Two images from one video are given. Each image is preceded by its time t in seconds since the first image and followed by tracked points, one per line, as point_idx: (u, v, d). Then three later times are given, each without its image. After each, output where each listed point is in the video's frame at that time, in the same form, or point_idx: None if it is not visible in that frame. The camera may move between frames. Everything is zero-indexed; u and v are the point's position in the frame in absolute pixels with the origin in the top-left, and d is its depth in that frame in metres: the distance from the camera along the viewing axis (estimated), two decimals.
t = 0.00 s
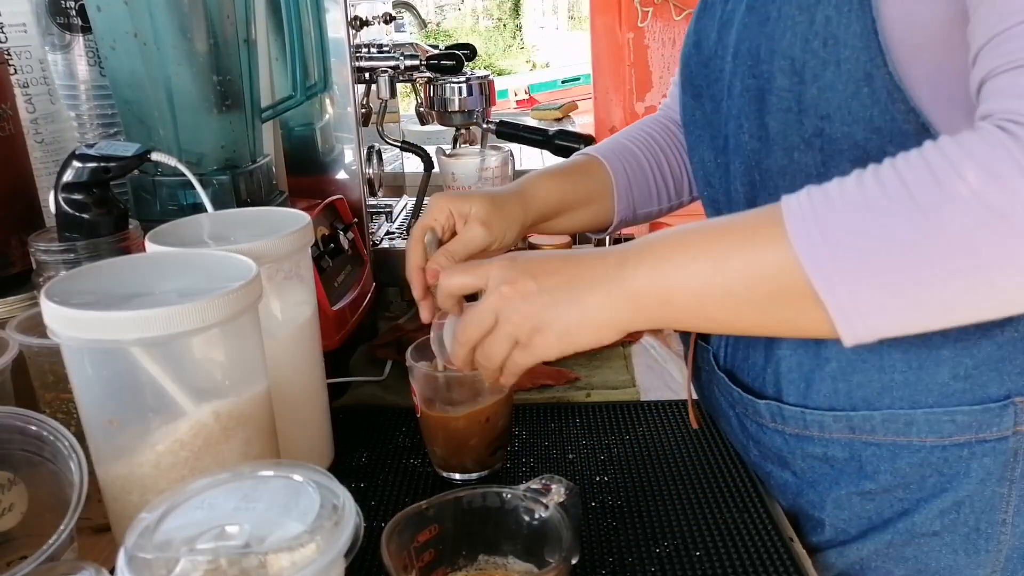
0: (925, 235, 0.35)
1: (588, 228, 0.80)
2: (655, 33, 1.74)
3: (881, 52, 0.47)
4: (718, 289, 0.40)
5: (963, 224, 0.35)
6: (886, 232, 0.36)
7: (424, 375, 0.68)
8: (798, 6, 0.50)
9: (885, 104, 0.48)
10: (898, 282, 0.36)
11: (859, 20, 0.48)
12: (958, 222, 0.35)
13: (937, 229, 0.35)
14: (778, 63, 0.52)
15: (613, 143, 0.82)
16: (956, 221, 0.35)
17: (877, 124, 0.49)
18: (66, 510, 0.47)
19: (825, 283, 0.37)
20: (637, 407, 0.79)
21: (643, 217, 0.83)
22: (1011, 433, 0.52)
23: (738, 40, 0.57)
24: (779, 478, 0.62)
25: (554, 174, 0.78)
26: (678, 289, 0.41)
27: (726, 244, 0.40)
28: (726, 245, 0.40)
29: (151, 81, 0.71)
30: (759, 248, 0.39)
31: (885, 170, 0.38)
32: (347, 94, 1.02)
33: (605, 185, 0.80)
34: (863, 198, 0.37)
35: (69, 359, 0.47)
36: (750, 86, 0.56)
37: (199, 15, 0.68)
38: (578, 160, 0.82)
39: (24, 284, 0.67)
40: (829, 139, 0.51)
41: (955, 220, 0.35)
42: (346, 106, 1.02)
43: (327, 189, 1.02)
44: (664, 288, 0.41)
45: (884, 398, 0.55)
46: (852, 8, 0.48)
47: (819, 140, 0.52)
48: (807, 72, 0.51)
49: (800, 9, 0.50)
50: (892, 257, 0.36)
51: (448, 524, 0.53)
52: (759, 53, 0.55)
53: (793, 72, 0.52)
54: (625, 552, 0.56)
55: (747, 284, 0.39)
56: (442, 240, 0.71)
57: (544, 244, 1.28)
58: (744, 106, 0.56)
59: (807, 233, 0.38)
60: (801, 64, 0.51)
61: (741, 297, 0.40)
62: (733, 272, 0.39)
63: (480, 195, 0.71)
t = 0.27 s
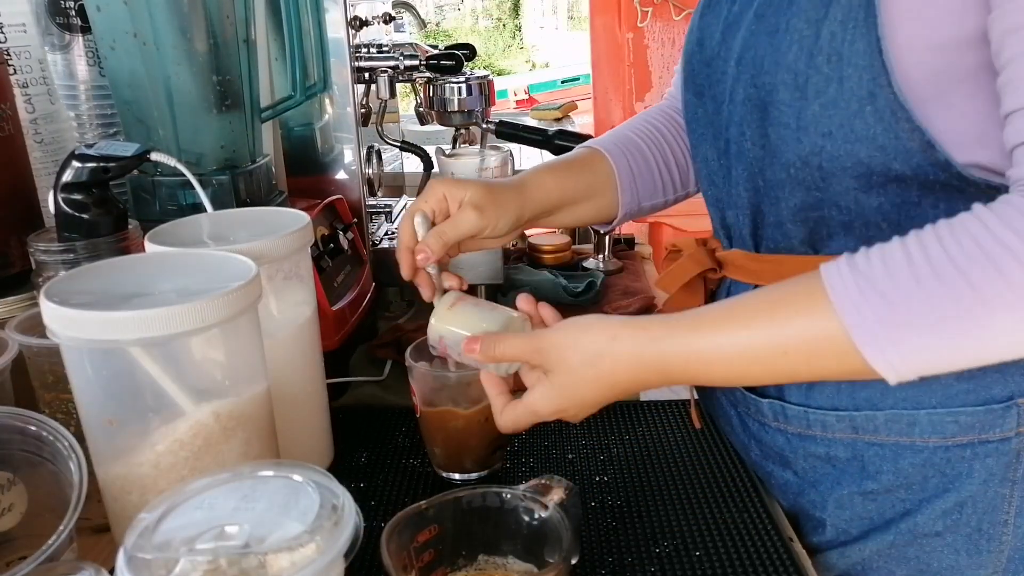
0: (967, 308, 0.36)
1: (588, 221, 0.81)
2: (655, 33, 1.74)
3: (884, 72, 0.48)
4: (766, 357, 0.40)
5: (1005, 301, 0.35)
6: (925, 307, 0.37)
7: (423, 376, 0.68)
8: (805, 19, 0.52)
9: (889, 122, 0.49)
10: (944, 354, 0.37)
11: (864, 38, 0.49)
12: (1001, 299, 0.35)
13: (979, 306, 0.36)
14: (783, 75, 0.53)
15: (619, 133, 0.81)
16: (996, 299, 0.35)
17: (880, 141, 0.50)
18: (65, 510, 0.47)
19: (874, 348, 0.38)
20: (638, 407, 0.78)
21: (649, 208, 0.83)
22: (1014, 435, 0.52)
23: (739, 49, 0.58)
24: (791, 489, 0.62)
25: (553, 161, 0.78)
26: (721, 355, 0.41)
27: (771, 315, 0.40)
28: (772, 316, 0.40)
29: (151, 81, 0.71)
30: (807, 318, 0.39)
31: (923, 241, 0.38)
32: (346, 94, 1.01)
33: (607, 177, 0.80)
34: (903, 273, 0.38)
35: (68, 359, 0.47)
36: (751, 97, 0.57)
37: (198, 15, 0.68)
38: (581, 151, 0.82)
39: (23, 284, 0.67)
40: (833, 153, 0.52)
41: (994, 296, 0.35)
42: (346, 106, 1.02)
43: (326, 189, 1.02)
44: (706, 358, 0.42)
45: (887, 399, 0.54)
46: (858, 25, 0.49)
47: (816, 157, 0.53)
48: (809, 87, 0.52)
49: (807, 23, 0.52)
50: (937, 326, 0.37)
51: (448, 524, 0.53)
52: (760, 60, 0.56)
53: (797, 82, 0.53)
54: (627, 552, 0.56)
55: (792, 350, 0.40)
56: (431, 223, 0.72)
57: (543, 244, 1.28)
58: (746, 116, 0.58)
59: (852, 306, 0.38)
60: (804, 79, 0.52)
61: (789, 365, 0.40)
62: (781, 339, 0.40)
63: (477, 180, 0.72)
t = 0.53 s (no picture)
0: (899, 323, 0.38)
1: (601, 225, 0.82)
2: (655, 33, 1.73)
3: (884, 94, 0.47)
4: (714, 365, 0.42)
5: (937, 316, 0.38)
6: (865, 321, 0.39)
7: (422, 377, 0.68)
8: (810, 34, 0.51)
9: (887, 146, 0.49)
10: (870, 368, 0.39)
11: (868, 57, 0.48)
12: (933, 316, 0.38)
13: (912, 322, 0.38)
14: (784, 88, 0.53)
15: (635, 139, 0.83)
16: (925, 313, 0.38)
17: (877, 163, 0.50)
18: (65, 510, 0.47)
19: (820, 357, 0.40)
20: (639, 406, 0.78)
21: (669, 209, 0.84)
22: (1010, 441, 0.52)
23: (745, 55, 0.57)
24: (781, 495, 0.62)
25: (563, 170, 0.78)
26: (669, 363, 0.43)
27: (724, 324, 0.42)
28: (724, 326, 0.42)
29: (150, 81, 0.71)
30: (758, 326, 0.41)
31: (857, 262, 0.41)
32: (346, 94, 1.02)
33: (621, 176, 0.81)
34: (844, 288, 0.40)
35: (68, 359, 0.47)
36: (750, 105, 0.57)
37: (198, 16, 0.68)
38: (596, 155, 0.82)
39: (23, 283, 0.67)
40: (831, 170, 0.52)
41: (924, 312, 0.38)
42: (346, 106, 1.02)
43: (326, 189, 1.02)
44: (647, 369, 0.44)
45: (883, 404, 0.55)
46: (863, 44, 0.48)
47: (811, 173, 0.54)
48: (809, 102, 0.52)
49: (812, 37, 0.51)
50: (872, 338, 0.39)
51: (448, 524, 0.53)
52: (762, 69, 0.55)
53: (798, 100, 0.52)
54: (626, 552, 0.56)
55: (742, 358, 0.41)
56: (443, 235, 0.73)
57: (543, 244, 1.28)
58: (744, 125, 0.59)
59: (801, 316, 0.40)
60: (805, 94, 0.52)
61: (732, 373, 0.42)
62: (730, 350, 0.41)
63: (484, 190, 0.73)
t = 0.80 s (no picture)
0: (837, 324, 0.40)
1: (620, 221, 0.84)
2: (655, 34, 1.73)
3: (860, 100, 0.48)
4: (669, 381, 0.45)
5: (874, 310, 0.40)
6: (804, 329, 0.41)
7: (423, 376, 0.68)
8: (789, 40, 0.51)
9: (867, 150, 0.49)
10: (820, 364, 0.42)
11: (843, 65, 0.48)
12: (873, 313, 0.40)
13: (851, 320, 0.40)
14: (766, 94, 0.53)
15: (665, 129, 0.85)
16: (864, 311, 0.40)
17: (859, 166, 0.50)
18: (64, 510, 0.47)
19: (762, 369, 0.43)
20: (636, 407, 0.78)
21: (687, 204, 0.86)
22: (1001, 447, 0.53)
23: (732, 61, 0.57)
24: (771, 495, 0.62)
25: (582, 168, 0.80)
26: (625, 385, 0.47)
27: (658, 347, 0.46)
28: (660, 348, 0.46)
29: (150, 81, 0.71)
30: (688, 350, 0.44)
31: (743, 278, 0.45)
32: (346, 94, 1.01)
33: (642, 177, 0.82)
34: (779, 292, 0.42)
35: (68, 359, 0.47)
36: (733, 110, 0.57)
37: (197, 16, 0.68)
38: (618, 151, 0.83)
39: (23, 283, 0.67)
40: (813, 173, 0.52)
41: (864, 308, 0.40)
42: (346, 106, 1.02)
43: (326, 189, 1.02)
44: (561, 412, 0.49)
45: (874, 408, 0.55)
46: (840, 51, 0.48)
47: (794, 178, 0.53)
48: (788, 109, 0.52)
49: (791, 44, 0.51)
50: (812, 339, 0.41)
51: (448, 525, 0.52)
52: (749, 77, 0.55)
53: (776, 107, 0.52)
54: (625, 552, 0.56)
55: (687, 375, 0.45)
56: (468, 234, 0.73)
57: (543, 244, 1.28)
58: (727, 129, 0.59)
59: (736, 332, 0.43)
60: (785, 101, 0.52)
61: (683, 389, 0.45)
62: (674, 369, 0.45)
63: (504, 192, 0.74)
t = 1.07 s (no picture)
0: (911, 330, 0.39)
1: (634, 224, 0.83)
2: (654, 33, 1.73)
3: (869, 116, 0.49)
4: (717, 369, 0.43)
5: (954, 326, 0.38)
6: (871, 328, 0.40)
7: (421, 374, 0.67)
8: (804, 51, 0.51)
9: (873, 166, 0.50)
10: (884, 370, 0.40)
11: (856, 78, 0.49)
12: (965, 318, 0.38)
13: (924, 330, 0.39)
14: (774, 104, 0.53)
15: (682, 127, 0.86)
16: (940, 324, 0.38)
17: (863, 182, 0.52)
18: (64, 510, 0.47)
19: (823, 365, 0.40)
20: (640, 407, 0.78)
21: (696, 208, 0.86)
22: (1004, 451, 0.53)
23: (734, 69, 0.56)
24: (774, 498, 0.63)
25: (590, 174, 0.80)
26: (680, 366, 0.43)
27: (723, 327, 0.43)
28: (725, 328, 0.43)
29: (150, 81, 0.71)
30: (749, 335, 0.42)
31: (873, 267, 0.42)
32: (346, 94, 1.01)
33: (648, 181, 0.82)
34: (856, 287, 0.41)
35: (67, 359, 0.47)
36: (736, 119, 0.57)
37: (197, 16, 0.68)
38: (624, 157, 0.83)
39: (22, 283, 0.67)
40: (817, 187, 0.54)
41: (941, 323, 0.38)
42: (346, 106, 1.02)
43: (326, 189, 1.02)
44: (678, 368, 0.44)
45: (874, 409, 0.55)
46: (852, 65, 0.49)
47: (796, 191, 0.55)
48: (798, 120, 0.52)
49: (805, 55, 0.51)
50: (878, 350, 0.39)
51: (448, 525, 0.53)
52: (754, 83, 0.55)
53: (784, 117, 0.53)
54: (627, 552, 0.56)
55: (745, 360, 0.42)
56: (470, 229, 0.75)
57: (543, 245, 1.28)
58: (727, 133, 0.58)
59: (808, 319, 0.41)
60: (795, 112, 0.52)
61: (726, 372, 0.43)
62: (736, 351, 0.42)
63: (505, 195, 0.75)
